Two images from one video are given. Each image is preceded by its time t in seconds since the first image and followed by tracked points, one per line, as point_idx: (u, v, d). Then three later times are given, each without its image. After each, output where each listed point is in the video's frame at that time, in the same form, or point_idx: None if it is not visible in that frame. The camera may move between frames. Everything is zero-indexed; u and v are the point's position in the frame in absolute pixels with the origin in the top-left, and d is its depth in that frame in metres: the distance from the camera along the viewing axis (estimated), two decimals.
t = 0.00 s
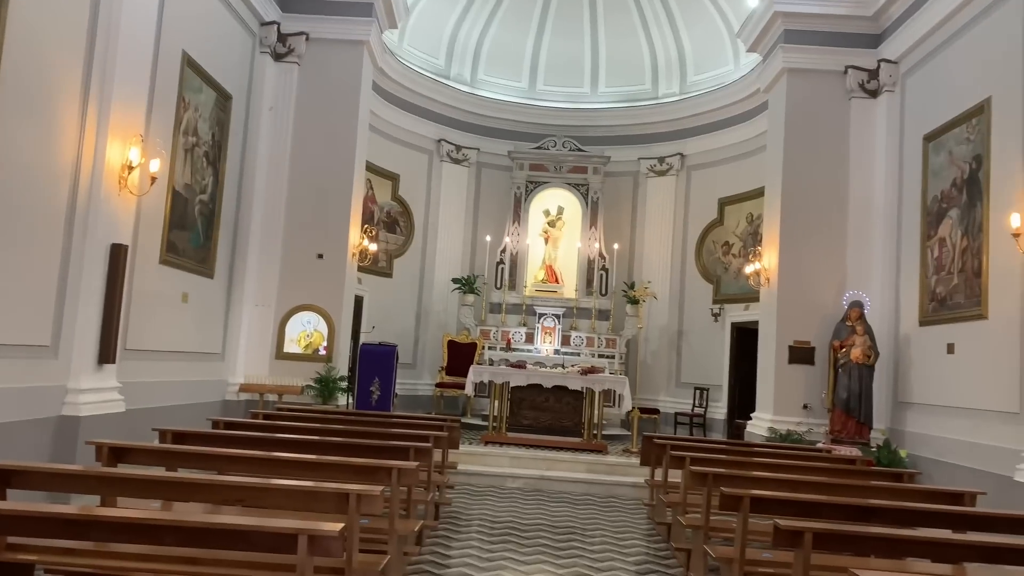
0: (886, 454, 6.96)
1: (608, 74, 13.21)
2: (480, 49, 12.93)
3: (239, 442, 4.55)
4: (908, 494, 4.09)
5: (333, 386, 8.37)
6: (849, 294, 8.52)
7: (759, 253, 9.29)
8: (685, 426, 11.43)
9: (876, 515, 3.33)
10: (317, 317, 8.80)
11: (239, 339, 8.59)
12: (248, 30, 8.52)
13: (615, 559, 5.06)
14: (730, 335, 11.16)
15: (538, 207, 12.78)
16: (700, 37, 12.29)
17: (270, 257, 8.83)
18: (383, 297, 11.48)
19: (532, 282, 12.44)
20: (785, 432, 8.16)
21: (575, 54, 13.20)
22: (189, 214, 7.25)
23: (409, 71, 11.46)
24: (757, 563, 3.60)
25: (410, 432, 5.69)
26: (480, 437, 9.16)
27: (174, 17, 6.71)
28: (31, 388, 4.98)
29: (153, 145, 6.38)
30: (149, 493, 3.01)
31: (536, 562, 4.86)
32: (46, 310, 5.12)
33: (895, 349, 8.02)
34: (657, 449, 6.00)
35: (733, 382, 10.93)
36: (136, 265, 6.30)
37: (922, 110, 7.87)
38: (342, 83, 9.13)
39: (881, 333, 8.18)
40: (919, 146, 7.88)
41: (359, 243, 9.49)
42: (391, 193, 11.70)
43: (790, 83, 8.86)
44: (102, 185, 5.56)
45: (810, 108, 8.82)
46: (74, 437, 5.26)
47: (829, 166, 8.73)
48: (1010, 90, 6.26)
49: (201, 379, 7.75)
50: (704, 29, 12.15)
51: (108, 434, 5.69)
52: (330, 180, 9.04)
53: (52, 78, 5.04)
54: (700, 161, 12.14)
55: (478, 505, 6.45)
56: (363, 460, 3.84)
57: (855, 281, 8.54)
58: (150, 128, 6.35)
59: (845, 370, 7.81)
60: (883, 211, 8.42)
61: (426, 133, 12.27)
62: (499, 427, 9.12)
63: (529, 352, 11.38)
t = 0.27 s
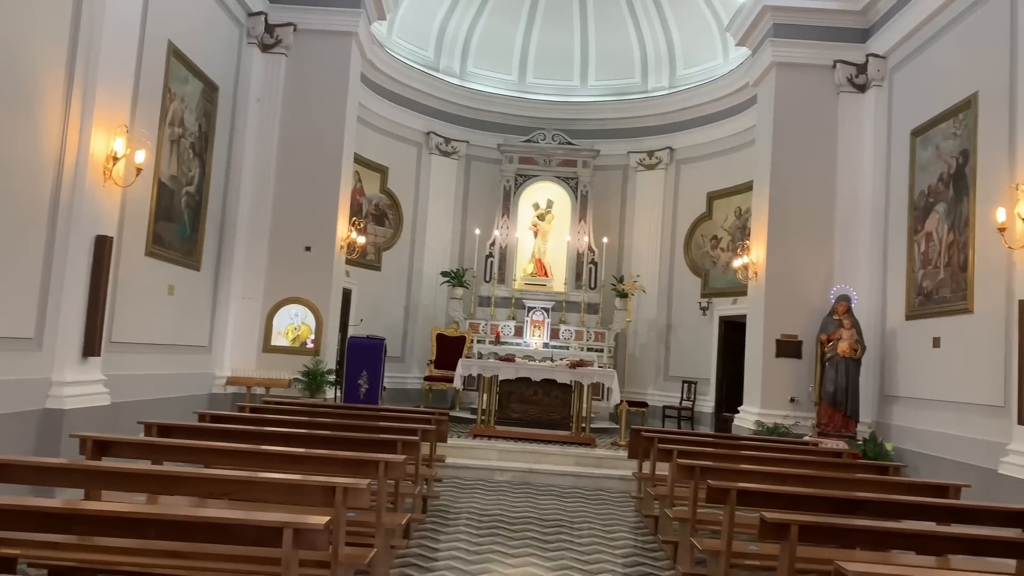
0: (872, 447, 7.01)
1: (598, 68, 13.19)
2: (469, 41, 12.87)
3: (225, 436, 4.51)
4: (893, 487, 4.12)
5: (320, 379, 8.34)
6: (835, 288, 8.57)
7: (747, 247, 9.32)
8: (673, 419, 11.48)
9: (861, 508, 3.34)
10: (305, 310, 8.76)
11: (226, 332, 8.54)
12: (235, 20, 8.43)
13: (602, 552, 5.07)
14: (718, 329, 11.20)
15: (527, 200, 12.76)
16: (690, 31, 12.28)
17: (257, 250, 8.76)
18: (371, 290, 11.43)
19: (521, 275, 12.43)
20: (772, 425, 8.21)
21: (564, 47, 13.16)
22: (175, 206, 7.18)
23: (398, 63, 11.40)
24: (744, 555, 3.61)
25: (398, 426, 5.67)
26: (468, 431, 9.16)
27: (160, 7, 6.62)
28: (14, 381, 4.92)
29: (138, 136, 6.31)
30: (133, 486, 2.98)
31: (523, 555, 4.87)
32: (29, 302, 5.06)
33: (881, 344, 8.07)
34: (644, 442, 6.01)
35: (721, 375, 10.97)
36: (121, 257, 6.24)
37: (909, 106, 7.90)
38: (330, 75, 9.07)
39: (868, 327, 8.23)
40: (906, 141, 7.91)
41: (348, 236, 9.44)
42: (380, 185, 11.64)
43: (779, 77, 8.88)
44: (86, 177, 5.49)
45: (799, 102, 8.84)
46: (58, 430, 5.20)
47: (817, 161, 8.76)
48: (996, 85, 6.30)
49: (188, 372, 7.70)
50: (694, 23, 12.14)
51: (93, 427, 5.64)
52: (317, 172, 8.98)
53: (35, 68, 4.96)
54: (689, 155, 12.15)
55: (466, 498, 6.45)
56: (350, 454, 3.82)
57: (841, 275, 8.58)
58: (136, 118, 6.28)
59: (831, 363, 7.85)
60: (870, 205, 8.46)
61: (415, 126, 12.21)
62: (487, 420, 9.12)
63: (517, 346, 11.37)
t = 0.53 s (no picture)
0: (866, 442, 7.01)
1: (594, 62, 13.14)
2: (465, 34, 12.81)
3: (219, 430, 4.48)
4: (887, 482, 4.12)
5: (315, 374, 8.31)
6: (831, 282, 8.57)
7: (743, 241, 9.31)
8: (669, 414, 11.49)
9: (855, 502, 3.34)
10: (299, 304, 8.74)
11: (220, 326, 8.50)
12: (228, 13, 8.37)
13: (596, 547, 5.06)
14: (714, 323, 11.20)
15: (523, 194, 12.73)
16: (686, 25, 12.24)
17: (251, 243, 8.72)
18: (366, 284, 11.40)
19: (516, 270, 12.41)
20: (767, 420, 8.21)
21: (560, 40, 13.12)
22: (168, 200, 7.14)
23: (393, 56, 11.34)
24: (738, 551, 3.61)
25: (393, 421, 5.66)
26: (463, 425, 9.15)
27: None
28: (6, 375, 4.88)
29: (131, 129, 6.26)
30: (125, 482, 2.95)
31: (517, 550, 4.87)
32: (20, 296, 5.02)
33: (876, 338, 8.07)
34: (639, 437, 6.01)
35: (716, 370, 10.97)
36: (114, 251, 6.19)
37: (906, 100, 7.89)
38: (325, 68, 9.02)
39: (863, 322, 8.24)
40: (902, 136, 7.91)
41: (342, 230, 9.40)
42: (375, 179, 11.60)
43: (775, 71, 8.86)
44: (78, 171, 5.45)
45: (795, 97, 8.82)
46: (50, 424, 5.17)
47: (813, 156, 8.75)
48: (992, 80, 6.29)
49: (181, 366, 7.66)
50: (690, 16, 12.10)
51: (86, 422, 5.61)
52: (312, 166, 8.94)
53: (25, 60, 4.91)
54: (685, 149, 12.13)
55: (461, 492, 6.44)
56: (343, 449, 3.80)
57: (837, 270, 8.58)
58: (128, 111, 6.22)
59: (826, 358, 7.85)
60: (866, 200, 8.45)
61: (410, 119, 12.16)
62: (482, 415, 9.11)
63: (512, 340, 11.36)
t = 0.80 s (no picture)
0: (873, 436, 6.98)
1: (602, 53, 13.07)
2: (472, 26, 12.77)
3: (225, 421, 4.49)
4: (894, 476, 4.09)
5: (322, 365, 8.33)
6: (839, 276, 8.52)
7: (750, 234, 9.27)
8: (675, 407, 11.48)
9: (862, 496, 3.32)
10: (306, 296, 8.76)
11: (227, 317, 8.52)
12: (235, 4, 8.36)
13: (602, 539, 5.07)
14: (720, 317, 11.16)
15: (529, 186, 12.72)
16: (695, 16, 12.15)
17: (258, 235, 8.73)
18: (373, 276, 11.41)
19: (523, 262, 12.39)
20: (774, 414, 8.19)
21: (568, 32, 13.06)
22: (175, 191, 7.15)
23: (400, 48, 11.30)
24: (743, 544, 3.60)
25: (399, 412, 5.67)
26: (469, 417, 9.16)
27: None
28: (14, 364, 4.91)
29: (138, 119, 6.26)
30: (132, 470, 2.96)
31: (523, 541, 4.87)
32: (28, 286, 5.04)
33: (884, 332, 8.03)
34: (645, 430, 5.99)
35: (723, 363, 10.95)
36: (121, 242, 6.20)
37: (916, 93, 7.82)
38: (332, 59, 9.01)
39: (871, 316, 8.19)
40: (912, 128, 7.84)
41: (349, 221, 9.41)
42: (382, 171, 11.59)
43: (784, 63, 8.79)
44: (85, 162, 5.46)
45: (804, 89, 8.76)
46: (57, 414, 5.20)
47: (822, 148, 8.70)
48: (1004, 71, 6.22)
49: (188, 357, 7.69)
50: (699, 8, 12.02)
51: (93, 412, 5.63)
52: (319, 158, 8.95)
53: (32, 50, 4.90)
54: (693, 142, 12.07)
55: (466, 484, 6.45)
56: (349, 439, 3.80)
57: (845, 263, 8.53)
58: (135, 101, 6.22)
59: (834, 352, 7.82)
60: (875, 193, 8.39)
61: (417, 111, 12.14)
62: (488, 407, 9.12)
63: (519, 333, 11.36)
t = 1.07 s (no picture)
0: (888, 430, 6.91)
1: (616, 44, 12.97)
2: (486, 16, 12.70)
3: (236, 411, 4.50)
4: (909, 470, 4.05)
5: (334, 355, 8.35)
6: (854, 268, 8.43)
7: (765, 226, 9.19)
8: (687, 400, 11.43)
9: (875, 491, 3.28)
10: (319, 287, 8.79)
11: (240, 307, 8.57)
12: None
13: (613, 532, 5.05)
14: (734, 309, 11.09)
15: (542, 177, 12.67)
16: (710, 6, 12.03)
17: (271, 225, 8.75)
18: (385, 268, 11.42)
19: (535, 254, 12.36)
20: (787, 407, 8.13)
21: (582, 22, 12.96)
22: (188, 181, 7.17)
23: (413, 38, 11.27)
24: (754, 538, 3.57)
25: (410, 403, 5.67)
26: (480, 408, 9.16)
27: None
28: (28, 353, 4.94)
29: (151, 110, 6.27)
30: (141, 460, 2.97)
31: (533, 533, 4.86)
32: (41, 274, 5.07)
33: (900, 326, 7.94)
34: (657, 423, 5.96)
35: (736, 356, 10.88)
36: (134, 231, 6.23)
37: (935, 83, 7.69)
38: (345, 50, 9.00)
39: (886, 309, 8.10)
40: (930, 119, 7.72)
41: (361, 213, 9.42)
42: (394, 162, 11.58)
43: (800, 53, 8.68)
44: (98, 153, 5.48)
45: (820, 79, 8.65)
46: (70, 403, 5.23)
47: (838, 140, 8.59)
48: None
49: (201, 347, 7.72)
50: None
51: (106, 401, 5.66)
52: (331, 149, 8.95)
53: (46, 41, 4.92)
54: (707, 133, 11.97)
55: (477, 475, 6.46)
56: (359, 430, 3.80)
57: (861, 255, 8.43)
58: (148, 92, 6.24)
59: (848, 345, 7.74)
60: (891, 185, 8.28)
61: (430, 102, 12.12)
62: (500, 398, 9.11)
63: (531, 325, 11.34)
